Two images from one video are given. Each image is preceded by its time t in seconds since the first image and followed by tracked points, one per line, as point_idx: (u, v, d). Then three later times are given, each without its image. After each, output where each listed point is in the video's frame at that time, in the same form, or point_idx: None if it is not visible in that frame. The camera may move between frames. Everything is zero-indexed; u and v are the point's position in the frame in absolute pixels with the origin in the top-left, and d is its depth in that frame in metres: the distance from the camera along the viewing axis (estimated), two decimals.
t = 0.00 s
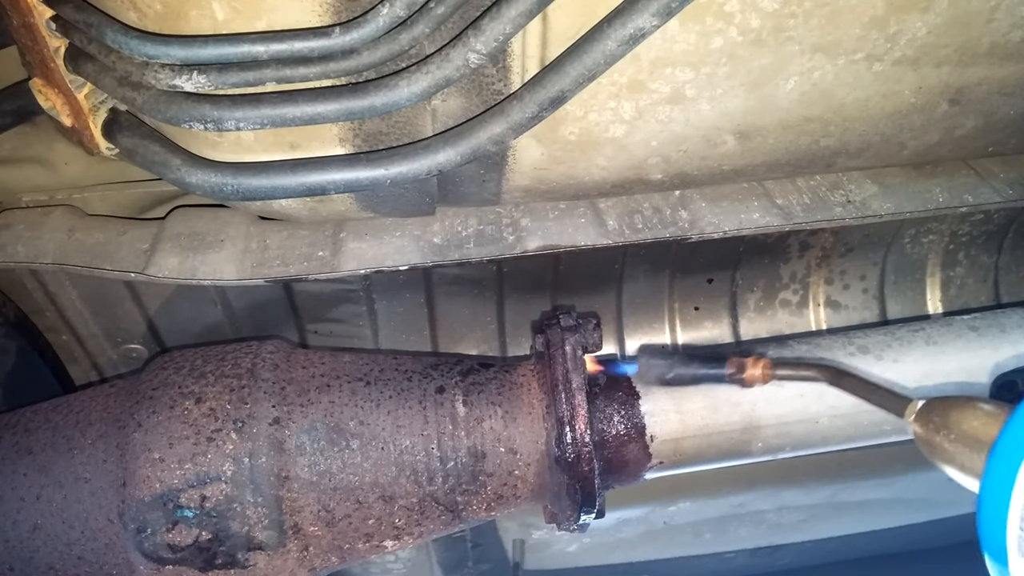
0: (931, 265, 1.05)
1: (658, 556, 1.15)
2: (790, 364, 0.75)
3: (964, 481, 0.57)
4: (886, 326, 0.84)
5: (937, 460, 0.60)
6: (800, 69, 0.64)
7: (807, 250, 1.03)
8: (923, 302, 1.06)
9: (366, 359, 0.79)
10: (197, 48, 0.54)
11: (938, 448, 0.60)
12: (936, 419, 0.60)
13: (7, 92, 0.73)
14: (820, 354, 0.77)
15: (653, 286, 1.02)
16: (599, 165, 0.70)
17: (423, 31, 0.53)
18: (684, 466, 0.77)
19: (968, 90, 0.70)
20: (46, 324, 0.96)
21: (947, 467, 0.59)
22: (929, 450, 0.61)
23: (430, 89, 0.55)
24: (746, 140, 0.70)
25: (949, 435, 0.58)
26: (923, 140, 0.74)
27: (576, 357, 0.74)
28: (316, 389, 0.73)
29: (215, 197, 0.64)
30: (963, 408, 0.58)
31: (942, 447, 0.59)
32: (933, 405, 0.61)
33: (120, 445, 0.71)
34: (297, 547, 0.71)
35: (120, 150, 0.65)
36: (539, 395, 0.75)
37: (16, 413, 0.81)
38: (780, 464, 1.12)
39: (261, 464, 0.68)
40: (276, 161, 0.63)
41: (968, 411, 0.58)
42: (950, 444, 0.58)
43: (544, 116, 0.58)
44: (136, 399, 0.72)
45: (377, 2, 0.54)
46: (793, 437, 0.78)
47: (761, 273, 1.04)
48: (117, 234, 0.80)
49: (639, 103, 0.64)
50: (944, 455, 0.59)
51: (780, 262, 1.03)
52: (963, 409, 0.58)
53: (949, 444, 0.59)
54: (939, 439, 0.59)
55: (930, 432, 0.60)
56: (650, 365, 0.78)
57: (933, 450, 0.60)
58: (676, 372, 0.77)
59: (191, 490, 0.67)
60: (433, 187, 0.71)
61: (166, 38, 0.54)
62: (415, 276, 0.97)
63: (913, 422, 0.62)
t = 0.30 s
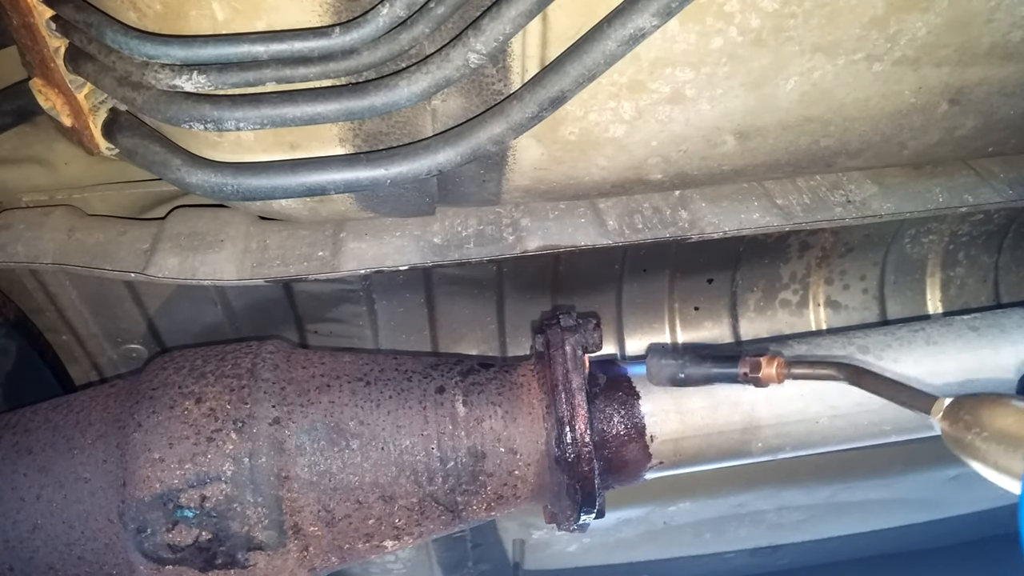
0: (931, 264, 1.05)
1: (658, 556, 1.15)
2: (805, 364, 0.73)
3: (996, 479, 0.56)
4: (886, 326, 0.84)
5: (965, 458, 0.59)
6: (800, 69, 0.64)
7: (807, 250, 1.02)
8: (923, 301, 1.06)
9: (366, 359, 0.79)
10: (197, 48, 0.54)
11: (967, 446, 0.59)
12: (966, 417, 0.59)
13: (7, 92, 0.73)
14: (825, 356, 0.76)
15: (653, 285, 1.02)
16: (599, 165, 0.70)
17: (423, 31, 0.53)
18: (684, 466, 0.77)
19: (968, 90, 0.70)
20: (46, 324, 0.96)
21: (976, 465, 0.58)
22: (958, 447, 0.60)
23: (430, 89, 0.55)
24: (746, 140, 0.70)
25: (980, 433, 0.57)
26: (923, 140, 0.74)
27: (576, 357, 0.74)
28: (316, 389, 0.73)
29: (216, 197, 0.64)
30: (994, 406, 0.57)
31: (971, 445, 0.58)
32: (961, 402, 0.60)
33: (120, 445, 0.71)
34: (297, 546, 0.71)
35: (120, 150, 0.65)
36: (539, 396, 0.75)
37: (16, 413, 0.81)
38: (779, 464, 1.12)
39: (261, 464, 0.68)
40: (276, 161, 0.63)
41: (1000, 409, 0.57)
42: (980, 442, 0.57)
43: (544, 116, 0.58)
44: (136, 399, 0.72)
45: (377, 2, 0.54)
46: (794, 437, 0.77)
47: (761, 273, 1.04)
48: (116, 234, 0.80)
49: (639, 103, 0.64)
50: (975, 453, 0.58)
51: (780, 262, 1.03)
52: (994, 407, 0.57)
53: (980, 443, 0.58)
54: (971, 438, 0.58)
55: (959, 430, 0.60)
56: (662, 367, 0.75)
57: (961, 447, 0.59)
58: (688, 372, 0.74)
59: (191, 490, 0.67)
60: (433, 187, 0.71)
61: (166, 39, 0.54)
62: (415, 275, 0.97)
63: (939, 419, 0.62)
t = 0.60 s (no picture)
0: (931, 264, 1.05)
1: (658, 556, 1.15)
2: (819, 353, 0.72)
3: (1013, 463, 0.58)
4: (886, 326, 0.84)
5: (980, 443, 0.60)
6: (800, 69, 0.64)
7: (807, 250, 1.02)
8: (923, 301, 1.06)
9: (366, 359, 0.79)
10: (197, 48, 0.54)
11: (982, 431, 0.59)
12: (984, 402, 0.60)
13: (8, 92, 0.73)
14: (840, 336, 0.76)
15: (653, 285, 1.02)
16: (599, 165, 0.70)
17: (423, 31, 0.53)
18: (684, 466, 0.77)
19: (968, 90, 0.70)
20: (46, 324, 0.96)
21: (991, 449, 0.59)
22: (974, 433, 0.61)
23: (430, 89, 0.55)
24: (746, 140, 0.70)
25: (999, 417, 0.58)
26: (923, 140, 0.75)
27: (576, 357, 0.74)
28: (316, 389, 0.73)
29: (215, 197, 0.64)
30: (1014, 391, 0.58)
31: (989, 430, 0.59)
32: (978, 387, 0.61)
33: (120, 445, 0.71)
34: (297, 546, 0.71)
35: (120, 150, 0.65)
36: (539, 396, 0.75)
37: (16, 413, 0.81)
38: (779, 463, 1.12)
39: (261, 464, 0.68)
40: (276, 161, 0.63)
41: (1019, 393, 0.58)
42: (999, 426, 0.58)
43: (544, 116, 0.58)
44: (136, 399, 0.72)
45: (377, 2, 0.54)
46: (794, 437, 0.77)
47: (761, 273, 1.04)
48: (116, 234, 0.80)
49: (639, 103, 0.64)
50: (994, 438, 0.59)
51: (780, 261, 1.03)
52: (1012, 392, 0.58)
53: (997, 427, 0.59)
54: (989, 423, 0.59)
55: (977, 415, 0.60)
56: (678, 354, 0.77)
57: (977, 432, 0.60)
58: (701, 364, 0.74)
59: (191, 490, 0.67)
60: (433, 187, 0.71)
61: (166, 39, 0.54)
62: (415, 275, 0.97)
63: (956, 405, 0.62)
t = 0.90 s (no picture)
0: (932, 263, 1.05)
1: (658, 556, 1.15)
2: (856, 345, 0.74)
3: None
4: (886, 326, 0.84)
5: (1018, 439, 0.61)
6: (800, 69, 0.64)
7: (807, 250, 1.02)
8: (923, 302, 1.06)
9: (366, 359, 0.79)
10: (197, 48, 0.54)
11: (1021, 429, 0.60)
12: None
13: (7, 92, 0.73)
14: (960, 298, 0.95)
15: (653, 284, 1.02)
16: (599, 165, 0.70)
17: (423, 31, 0.53)
18: (684, 466, 0.77)
19: (968, 90, 0.70)
20: (46, 324, 0.96)
21: None
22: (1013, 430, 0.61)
23: (430, 89, 0.55)
24: (746, 140, 0.70)
25: None
26: (923, 140, 0.74)
27: (576, 357, 0.74)
28: (316, 389, 0.73)
29: (215, 197, 0.64)
30: None
31: None
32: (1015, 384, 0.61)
33: (120, 445, 0.71)
34: (297, 546, 0.71)
35: (120, 150, 0.65)
36: (539, 395, 0.75)
37: (16, 413, 0.81)
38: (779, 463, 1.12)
39: (261, 464, 0.68)
40: (276, 161, 0.63)
41: None
42: None
43: (544, 116, 0.58)
44: (136, 399, 0.72)
45: (377, 2, 0.54)
46: (794, 437, 0.77)
47: (761, 273, 1.04)
48: (116, 234, 0.80)
49: (639, 103, 0.64)
50: None
51: (780, 262, 1.03)
52: None
53: None
54: None
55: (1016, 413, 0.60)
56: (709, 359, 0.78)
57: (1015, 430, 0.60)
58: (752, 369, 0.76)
59: (191, 490, 0.67)
60: (433, 187, 0.71)
61: (166, 39, 0.54)
62: (415, 275, 0.97)
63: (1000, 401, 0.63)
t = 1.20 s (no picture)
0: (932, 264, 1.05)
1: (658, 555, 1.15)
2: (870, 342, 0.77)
3: None
4: (887, 326, 0.84)
5: None
6: (800, 69, 0.64)
7: (807, 250, 1.02)
8: (923, 301, 1.06)
9: (366, 359, 0.79)
10: (197, 48, 0.54)
11: None
12: None
13: (7, 92, 0.73)
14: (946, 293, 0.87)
15: (653, 284, 1.02)
16: (599, 165, 0.70)
17: (423, 31, 0.53)
18: (684, 466, 0.77)
19: (968, 90, 0.70)
20: (46, 324, 0.97)
21: None
22: None
23: (430, 89, 0.55)
24: (746, 140, 0.70)
25: None
26: (923, 140, 0.75)
27: (576, 357, 0.74)
28: (316, 389, 0.73)
29: (215, 197, 0.64)
30: None
31: None
32: None
33: (120, 445, 0.71)
34: (297, 546, 0.71)
35: (120, 150, 0.65)
36: (539, 396, 0.75)
37: (16, 413, 0.81)
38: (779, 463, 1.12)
39: (261, 464, 0.68)
40: (276, 161, 0.63)
41: None
42: None
43: (544, 116, 0.58)
44: (136, 399, 0.72)
45: (377, 2, 0.54)
46: (794, 437, 0.77)
47: (761, 273, 1.04)
48: (116, 234, 0.80)
49: (639, 103, 0.64)
50: None
51: (780, 262, 1.03)
52: None
53: None
54: None
55: None
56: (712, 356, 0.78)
57: None
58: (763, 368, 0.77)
59: (191, 490, 0.67)
60: (433, 187, 0.71)
61: (166, 39, 0.54)
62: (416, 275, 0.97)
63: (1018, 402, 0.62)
